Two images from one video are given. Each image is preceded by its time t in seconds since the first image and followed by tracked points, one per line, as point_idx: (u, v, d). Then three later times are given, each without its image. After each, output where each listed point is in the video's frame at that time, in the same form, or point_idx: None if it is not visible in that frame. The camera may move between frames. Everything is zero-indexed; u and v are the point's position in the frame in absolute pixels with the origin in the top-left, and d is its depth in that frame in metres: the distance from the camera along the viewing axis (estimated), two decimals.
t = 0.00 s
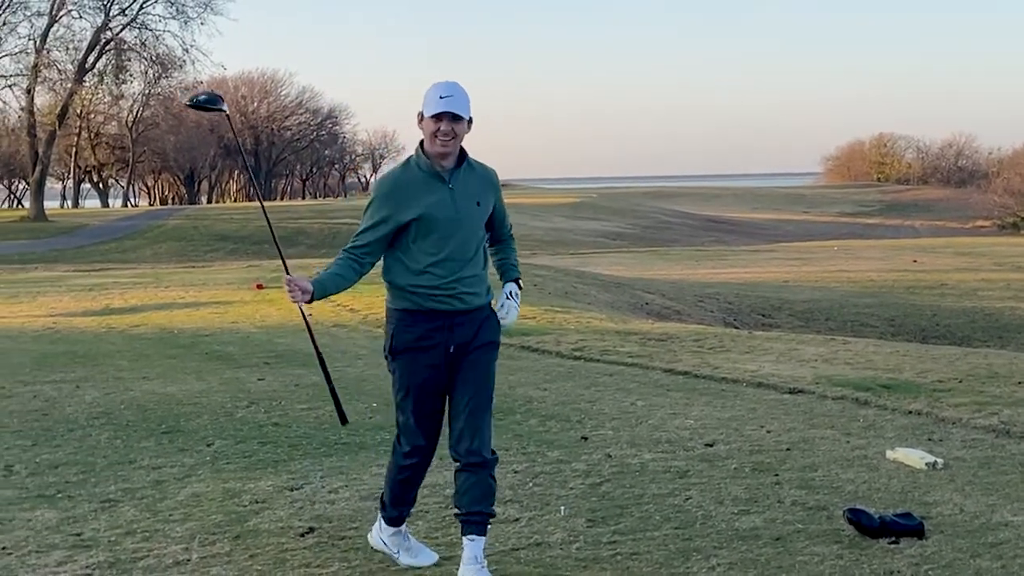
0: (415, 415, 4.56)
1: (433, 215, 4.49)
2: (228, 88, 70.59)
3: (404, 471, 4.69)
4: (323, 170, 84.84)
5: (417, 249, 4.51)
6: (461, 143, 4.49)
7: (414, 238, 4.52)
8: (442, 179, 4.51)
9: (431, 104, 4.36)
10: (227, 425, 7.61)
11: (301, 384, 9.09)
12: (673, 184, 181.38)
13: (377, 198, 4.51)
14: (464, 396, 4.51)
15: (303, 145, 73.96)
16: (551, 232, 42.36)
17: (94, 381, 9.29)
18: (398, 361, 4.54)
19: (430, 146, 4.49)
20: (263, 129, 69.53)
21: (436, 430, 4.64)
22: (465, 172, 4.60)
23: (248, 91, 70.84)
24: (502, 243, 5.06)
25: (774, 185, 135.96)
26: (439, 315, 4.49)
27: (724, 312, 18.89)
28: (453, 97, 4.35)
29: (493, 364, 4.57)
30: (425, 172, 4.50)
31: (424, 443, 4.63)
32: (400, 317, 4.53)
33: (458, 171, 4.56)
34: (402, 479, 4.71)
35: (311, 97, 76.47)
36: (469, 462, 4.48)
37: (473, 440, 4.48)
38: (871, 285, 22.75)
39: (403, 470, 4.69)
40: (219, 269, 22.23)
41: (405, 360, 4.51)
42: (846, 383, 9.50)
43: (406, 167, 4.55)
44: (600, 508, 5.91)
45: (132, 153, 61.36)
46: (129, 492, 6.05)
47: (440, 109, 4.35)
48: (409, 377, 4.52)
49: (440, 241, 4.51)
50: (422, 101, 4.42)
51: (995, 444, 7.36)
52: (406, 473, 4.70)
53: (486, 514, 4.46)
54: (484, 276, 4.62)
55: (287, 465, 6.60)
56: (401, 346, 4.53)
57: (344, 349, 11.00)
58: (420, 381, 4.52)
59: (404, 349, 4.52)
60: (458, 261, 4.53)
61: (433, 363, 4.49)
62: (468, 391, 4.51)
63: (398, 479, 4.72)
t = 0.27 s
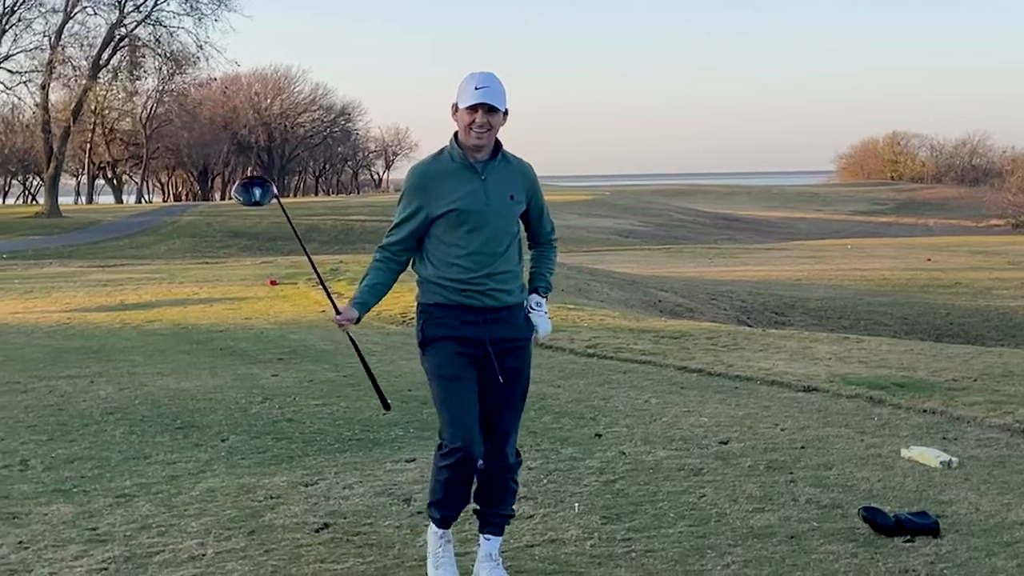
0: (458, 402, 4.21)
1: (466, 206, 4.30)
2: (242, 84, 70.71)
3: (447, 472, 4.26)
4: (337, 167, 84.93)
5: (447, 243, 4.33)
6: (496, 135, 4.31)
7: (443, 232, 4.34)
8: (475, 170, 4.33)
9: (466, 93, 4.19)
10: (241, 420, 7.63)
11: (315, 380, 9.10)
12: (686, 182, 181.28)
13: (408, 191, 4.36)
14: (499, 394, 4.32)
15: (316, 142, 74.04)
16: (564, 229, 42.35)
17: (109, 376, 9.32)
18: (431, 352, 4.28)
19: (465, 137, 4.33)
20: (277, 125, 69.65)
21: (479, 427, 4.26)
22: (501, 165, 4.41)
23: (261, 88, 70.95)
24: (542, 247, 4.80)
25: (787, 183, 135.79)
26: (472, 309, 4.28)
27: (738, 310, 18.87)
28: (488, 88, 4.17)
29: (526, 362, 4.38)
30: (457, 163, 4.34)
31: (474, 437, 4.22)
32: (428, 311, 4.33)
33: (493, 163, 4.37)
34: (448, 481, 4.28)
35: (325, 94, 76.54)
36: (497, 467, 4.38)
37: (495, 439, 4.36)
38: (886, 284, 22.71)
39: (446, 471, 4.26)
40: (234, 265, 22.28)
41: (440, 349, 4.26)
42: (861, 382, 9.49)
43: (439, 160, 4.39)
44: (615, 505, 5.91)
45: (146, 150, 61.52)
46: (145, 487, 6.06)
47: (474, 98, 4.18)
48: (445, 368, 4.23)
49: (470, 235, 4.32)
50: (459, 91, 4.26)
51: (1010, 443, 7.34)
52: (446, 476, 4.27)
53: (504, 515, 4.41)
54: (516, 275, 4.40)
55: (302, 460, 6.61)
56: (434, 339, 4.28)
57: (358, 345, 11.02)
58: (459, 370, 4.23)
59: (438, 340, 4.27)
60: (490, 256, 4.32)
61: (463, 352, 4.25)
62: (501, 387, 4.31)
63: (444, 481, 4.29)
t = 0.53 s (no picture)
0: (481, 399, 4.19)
1: (486, 203, 4.30)
2: (257, 79, 70.77)
3: (476, 479, 4.16)
4: (351, 161, 84.97)
5: (467, 239, 4.32)
6: (517, 133, 4.31)
7: (463, 228, 4.32)
8: (495, 168, 4.33)
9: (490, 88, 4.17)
10: (256, 415, 7.65)
11: (330, 375, 9.11)
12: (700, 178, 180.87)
13: (429, 188, 4.35)
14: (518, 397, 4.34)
15: (331, 137, 74.08)
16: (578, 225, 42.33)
17: (125, 370, 9.34)
18: (453, 350, 4.21)
19: (487, 133, 4.31)
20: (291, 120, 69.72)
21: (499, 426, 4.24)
22: (519, 164, 4.41)
23: (276, 83, 71.00)
24: (559, 248, 4.79)
25: (802, 180, 135.59)
26: (492, 307, 4.27)
27: (752, 307, 18.84)
28: (511, 83, 4.16)
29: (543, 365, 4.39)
30: (477, 161, 4.33)
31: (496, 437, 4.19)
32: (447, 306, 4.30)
33: (512, 162, 4.37)
34: (473, 495, 4.16)
35: (340, 89, 76.57)
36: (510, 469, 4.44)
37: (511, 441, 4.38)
38: (900, 282, 22.66)
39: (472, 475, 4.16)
40: (248, 260, 22.31)
41: (465, 345, 4.21)
42: (875, 380, 9.47)
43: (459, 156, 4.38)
44: (629, 501, 5.91)
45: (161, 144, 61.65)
46: (159, 481, 6.08)
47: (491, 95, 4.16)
48: (465, 364, 4.19)
49: (490, 232, 4.31)
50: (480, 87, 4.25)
51: None
52: (474, 484, 4.16)
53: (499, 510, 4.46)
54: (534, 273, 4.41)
55: (316, 456, 6.63)
56: (459, 336, 4.22)
57: (372, 341, 11.03)
58: (482, 369, 4.19)
59: (461, 336, 4.22)
60: (509, 253, 4.33)
61: (489, 350, 4.23)
62: (518, 391, 4.35)
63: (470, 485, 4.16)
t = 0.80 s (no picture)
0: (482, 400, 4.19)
1: (500, 194, 4.27)
2: (273, 71, 70.83)
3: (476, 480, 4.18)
4: (367, 153, 85.00)
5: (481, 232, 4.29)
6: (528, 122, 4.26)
7: (476, 221, 4.29)
8: (508, 157, 4.30)
9: (504, 77, 4.10)
10: (271, 406, 7.66)
11: (345, 367, 9.11)
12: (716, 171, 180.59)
13: (440, 178, 4.27)
14: (526, 395, 4.36)
15: (346, 129, 74.12)
16: (593, 218, 42.29)
17: (141, 361, 9.36)
18: (463, 350, 4.20)
19: (496, 122, 4.25)
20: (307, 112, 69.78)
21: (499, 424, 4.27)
22: (526, 153, 4.39)
23: (292, 75, 71.03)
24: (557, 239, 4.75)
25: (818, 174, 135.26)
26: (506, 302, 4.27)
27: (767, 302, 18.80)
28: (524, 71, 4.09)
29: (556, 359, 4.42)
30: (487, 149, 4.28)
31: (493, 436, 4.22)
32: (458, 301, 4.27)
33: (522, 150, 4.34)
34: (471, 496, 4.18)
35: (355, 81, 76.59)
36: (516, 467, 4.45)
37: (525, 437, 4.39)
38: (917, 277, 22.58)
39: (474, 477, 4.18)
40: (265, 251, 22.35)
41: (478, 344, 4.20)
42: (892, 375, 9.44)
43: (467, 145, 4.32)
44: (644, 495, 5.90)
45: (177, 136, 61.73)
46: (174, 471, 6.09)
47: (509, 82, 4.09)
48: (474, 363, 4.18)
49: (505, 224, 4.30)
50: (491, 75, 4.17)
51: None
52: (474, 485, 4.18)
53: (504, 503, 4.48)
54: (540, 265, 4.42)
55: (332, 447, 6.63)
56: (472, 334, 4.21)
57: (387, 333, 11.03)
58: (489, 369, 4.20)
59: (474, 334, 4.21)
60: (522, 244, 4.33)
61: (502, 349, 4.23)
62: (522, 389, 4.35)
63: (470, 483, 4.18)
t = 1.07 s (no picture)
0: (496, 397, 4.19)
1: (518, 189, 4.26)
2: (290, 62, 70.90)
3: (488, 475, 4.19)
4: (382, 145, 85.03)
5: (499, 226, 4.27)
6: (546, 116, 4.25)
7: (493, 215, 4.26)
8: (525, 150, 4.29)
9: (526, 71, 4.06)
10: (287, 395, 7.68)
11: (361, 358, 9.13)
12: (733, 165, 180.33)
13: (459, 170, 4.18)
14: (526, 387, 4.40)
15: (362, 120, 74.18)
16: (608, 211, 42.27)
17: (158, 349, 9.39)
18: (477, 346, 4.22)
19: (519, 114, 4.23)
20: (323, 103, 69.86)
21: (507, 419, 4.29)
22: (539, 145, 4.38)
23: (309, 66, 71.08)
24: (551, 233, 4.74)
25: (834, 168, 134.96)
26: (517, 299, 4.28)
27: (782, 295, 18.78)
28: (546, 66, 4.06)
29: (557, 353, 4.47)
30: (506, 141, 4.25)
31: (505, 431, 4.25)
32: (475, 296, 4.26)
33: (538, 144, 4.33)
34: (482, 489, 4.18)
35: (371, 73, 76.64)
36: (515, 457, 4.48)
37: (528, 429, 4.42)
38: (932, 271, 22.53)
39: (485, 471, 4.18)
40: (280, 241, 22.39)
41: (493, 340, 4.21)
42: (908, 369, 9.42)
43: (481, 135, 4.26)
44: (660, 487, 5.90)
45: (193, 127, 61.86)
46: (192, 460, 6.11)
47: (536, 77, 4.06)
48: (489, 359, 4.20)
49: (523, 220, 4.30)
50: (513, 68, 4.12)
51: None
52: (483, 479, 4.18)
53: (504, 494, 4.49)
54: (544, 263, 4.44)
55: (347, 437, 6.64)
56: (488, 329, 4.23)
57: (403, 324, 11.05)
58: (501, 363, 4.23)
59: (489, 330, 4.23)
60: (534, 238, 4.34)
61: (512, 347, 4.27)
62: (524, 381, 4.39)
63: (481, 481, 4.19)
